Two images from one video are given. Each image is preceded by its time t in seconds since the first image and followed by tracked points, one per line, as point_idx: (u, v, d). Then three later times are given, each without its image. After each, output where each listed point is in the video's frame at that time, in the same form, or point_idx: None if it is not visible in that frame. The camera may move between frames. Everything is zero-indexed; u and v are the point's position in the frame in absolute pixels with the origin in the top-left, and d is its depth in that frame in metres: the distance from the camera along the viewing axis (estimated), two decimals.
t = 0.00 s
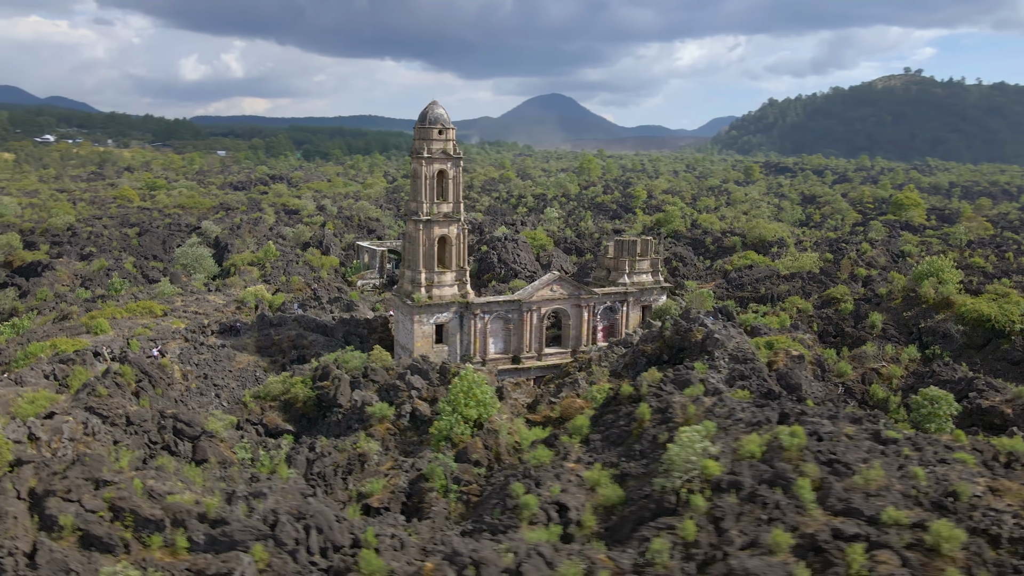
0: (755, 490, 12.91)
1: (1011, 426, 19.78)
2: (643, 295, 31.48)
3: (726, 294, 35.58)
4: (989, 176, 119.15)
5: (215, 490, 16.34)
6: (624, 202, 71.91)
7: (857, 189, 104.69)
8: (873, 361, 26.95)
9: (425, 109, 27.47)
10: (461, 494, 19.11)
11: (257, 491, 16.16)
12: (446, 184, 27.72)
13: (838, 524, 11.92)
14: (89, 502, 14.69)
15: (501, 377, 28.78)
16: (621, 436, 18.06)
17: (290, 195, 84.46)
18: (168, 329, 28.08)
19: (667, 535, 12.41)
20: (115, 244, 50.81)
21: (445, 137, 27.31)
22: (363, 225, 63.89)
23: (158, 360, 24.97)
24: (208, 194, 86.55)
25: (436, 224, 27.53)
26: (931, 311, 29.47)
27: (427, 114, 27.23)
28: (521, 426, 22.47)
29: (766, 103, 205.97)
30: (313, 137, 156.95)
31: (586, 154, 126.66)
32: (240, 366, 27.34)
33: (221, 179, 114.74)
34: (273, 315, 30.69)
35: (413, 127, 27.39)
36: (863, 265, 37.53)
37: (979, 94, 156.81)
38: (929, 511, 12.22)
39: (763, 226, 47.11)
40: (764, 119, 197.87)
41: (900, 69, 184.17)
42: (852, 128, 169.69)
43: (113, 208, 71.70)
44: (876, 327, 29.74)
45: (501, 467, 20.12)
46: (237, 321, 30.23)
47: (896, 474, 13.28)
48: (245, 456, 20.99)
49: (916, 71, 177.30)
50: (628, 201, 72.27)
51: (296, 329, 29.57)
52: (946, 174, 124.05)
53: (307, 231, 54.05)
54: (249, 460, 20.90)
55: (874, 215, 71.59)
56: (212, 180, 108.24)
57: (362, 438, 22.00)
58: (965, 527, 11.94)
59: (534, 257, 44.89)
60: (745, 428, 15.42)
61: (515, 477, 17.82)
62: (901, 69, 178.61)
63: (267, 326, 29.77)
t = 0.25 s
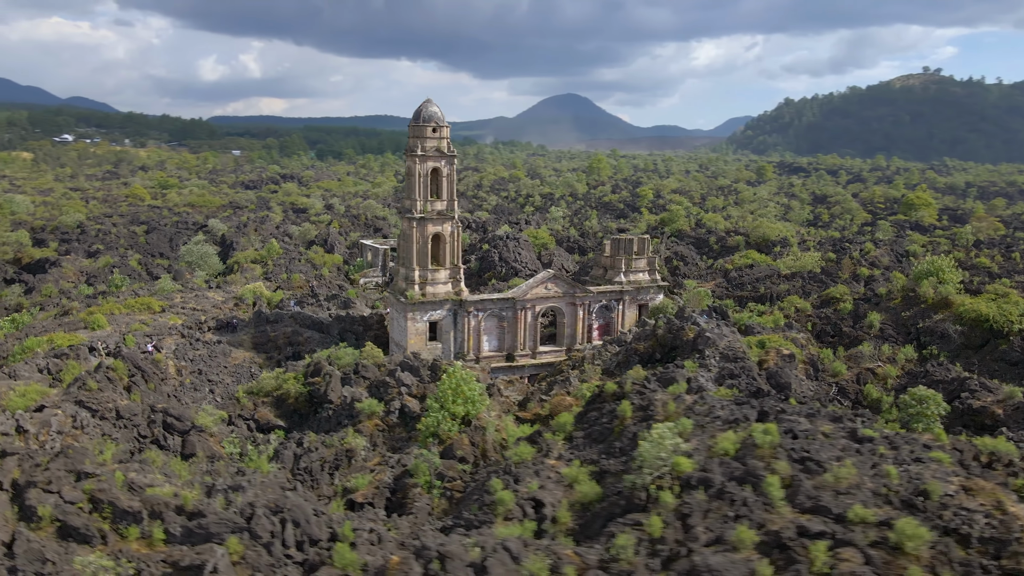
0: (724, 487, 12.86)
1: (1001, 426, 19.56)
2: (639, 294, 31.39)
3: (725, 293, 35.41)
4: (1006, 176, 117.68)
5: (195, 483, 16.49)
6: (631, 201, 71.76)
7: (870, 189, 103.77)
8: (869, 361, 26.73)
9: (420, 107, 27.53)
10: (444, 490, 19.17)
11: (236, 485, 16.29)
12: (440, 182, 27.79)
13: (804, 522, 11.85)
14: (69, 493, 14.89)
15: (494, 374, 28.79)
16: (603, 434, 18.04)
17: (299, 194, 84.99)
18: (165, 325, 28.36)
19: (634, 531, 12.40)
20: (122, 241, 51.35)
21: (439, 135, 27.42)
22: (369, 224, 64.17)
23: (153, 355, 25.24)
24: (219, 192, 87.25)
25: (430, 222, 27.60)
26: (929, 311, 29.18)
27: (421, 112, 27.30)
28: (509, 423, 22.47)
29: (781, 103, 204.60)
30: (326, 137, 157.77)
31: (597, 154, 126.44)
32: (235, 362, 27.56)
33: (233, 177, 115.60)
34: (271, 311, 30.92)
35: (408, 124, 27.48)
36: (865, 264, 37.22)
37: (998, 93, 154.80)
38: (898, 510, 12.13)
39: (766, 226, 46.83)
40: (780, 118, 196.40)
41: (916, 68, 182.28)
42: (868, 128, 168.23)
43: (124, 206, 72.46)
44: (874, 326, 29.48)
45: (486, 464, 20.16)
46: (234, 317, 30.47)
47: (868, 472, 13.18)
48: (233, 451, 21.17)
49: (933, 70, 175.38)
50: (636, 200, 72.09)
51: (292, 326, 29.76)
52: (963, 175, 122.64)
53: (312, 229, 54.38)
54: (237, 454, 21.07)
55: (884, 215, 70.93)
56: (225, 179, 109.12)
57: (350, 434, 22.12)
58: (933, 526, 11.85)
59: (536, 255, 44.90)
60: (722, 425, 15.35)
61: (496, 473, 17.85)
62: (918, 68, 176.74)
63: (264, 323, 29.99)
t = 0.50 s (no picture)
0: (693, 483, 12.83)
1: (991, 427, 19.35)
2: (635, 293, 31.33)
3: (724, 293, 35.25)
4: None
5: (177, 477, 16.66)
6: (639, 200, 71.56)
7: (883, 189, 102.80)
8: (864, 361, 26.50)
9: (414, 106, 27.64)
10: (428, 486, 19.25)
11: (217, 479, 16.45)
12: (434, 180, 27.88)
13: (770, 520, 11.79)
14: (50, 485, 15.10)
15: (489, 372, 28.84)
16: (584, 431, 18.04)
17: (308, 193, 85.52)
18: (162, 321, 28.66)
19: (600, 527, 12.41)
20: (130, 239, 51.89)
21: (433, 133, 27.50)
22: (376, 223, 64.45)
23: (148, 350, 25.52)
24: (230, 191, 87.98)
25: (424, 220, 27.70)
26: (928, 311, 28.88)
27: (416, 111, 27.40)
28: (497, 420, 22.51)
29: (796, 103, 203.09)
30: (339, 136, 158.64)
31: (607, 153, 126.17)
32: (231, 359, 27.80)
33: (246, 176, 116.42)
34: (268, 309, 31.16)
35: (402, 123, 27.59)
36: (867, 264, 36.92)
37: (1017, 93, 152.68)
38: (866, 508, 12.05)
39: (770, 225, 46.56)
40: (797, 118, 194.87)
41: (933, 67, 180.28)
42: (885, 128, 166.51)
43: (135, 205, 73.22)
44: (872, 326, 29.25)
45: (471, 461, 20.22)
46: (232, 314, 30.75)
47: (840, 470, 13.10)
48: (223, 446, 21.37)
49: (951, 70, 173.39)
50: (644, 199, 71.88)
51: (289, 323, 29.97)
52: (980, 175, 121.12)
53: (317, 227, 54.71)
54: (227, 449, 21.27)
55: (895, 216, 70.25)
56: (237, 178, 109.97)
57: (338, 430, 22.25)
58: (900, 525, 11.77)
59: (537, 254, 44.92)
60: (698, 423, 15.30)
61: (477, 470, 17.91)
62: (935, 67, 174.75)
63: (261, 320, 30.23)
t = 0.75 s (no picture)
0: (660, 479, 12.84)
1: (979, 427, 19.17)
2: (632, 292, 31.27)
3: (723, 292, 35.12)
4: None
5: (160, 469, 16.86)
6: (646, 200, 71.33)
7: (897, 189, 101.81)
8: (860, 362, 26.31)
9: (409, 104, 27.71)
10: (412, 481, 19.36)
11: (198, 472, 16.64)
12: (429, 178, 28.01)
13: (734, 517, 11.78)
14: (33, 476, 15.34)
15: (483, 370, 28.91)
16: (565, 428, 18.06)
17: (318, 192, 86.06)
18: (160, 317, 28.99)
19: (566, 523, 12.45)
20: (138, 237, 52.46)
21: (428, 132, 27.59)
22: (382, 222, 64.74)
23: (143, 346, 25.81)
24: (241, 190, 88.70)
25: (418, 217, 27.82)
26: (925, 311, 28.62)
27: (411, 109, 27.44)
28: (485, 417, 22.58)
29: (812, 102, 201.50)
30: (352, 136, 159.46)
31: (618, 153, 125.94)
32: (227, 355, 28.08)
33: (258, 176, 117.24)
34: (265, 305, 31.42)
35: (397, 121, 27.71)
36: (869, 263, 36.62)
37: None
38: (832, 506, 12.01)
39: (774, 225, 46.30)
40: (814, 118, 193.29)
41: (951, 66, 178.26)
42: (903, 128, 164.52)
43: (146, 203, 73.98)
44: (869, 326, 29.03)
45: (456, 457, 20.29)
46: (229, 311, 31.04)
47: (810, 468, 13.06)
48: (213, 440, 21.59)
49: (969, 69, 171.36)
50: (651, 198, 71.65)
51: (285, 319, 30.22)
52: (998, 176, 119.60)
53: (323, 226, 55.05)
54: (216, 444, 21.49)
55: (906, 216, 69.57)
56: (249, 177, 110.83)
57: (327, 425, 22.42)
58: (865, 523, 11.73)
59: (539, 253, 44.98)
60: (674, 420, 15.30)
61: (458, 466, 17.99)
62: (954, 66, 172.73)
63: (258, 317, 30.50)
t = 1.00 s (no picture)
0: (629, 475, 12.86)
1: (968, 427, 18.98)
2: (629, 290, 31.26)
3: (722, 291, 34.98)
4: None
5: (143, 462, 17.08)
6: (655, 199, 71.10)
7: (911, 189, 100.67)
8: (855, 361, 26.11)
9: (405, 102, 27.83)
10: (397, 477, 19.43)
11: (181, 465, 16.84)
12: (424, 176, 28.15)
13: (698, 513, 11.78)
14: (17, 467, 15.61)
15: (477, 368, 29.00)
16: (547, 425, 18.08)
17: (328, 191, 86.58)
18: (159, 313, 29.33)
19: (533, 518, 12.49)
20: (147, 235, 53.07)
21: (423, 130, 27.74)
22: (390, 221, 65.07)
23: (140, 341, 26.14)
24: (252, 189, 89.46)
25: (413, 215, 27.94)
26: (923, 310, 28.36)
27: (406, 107, 27.59)
28: (474, 414, 22.66)
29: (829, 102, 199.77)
30: (367, 136, 160.23)
31: (630, 153, 125.58)
32: (225, 351, 28.37)
33: (271, 175, 118.12)
34: (264, 302, 31.70)
35: (393, 119, 27.85)
36: (871, 263, 36.30)
37: None
38: (798, 504, 11.98)
39: (779, 224, 46.00)
40: (831, 118, 191.65)
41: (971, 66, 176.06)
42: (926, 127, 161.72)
43: (158, 202, 74.77)
44: (866, 326, 28.82)
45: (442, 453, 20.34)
46: (228, 308, 31.35)
47: (780, 466, 13.02)
48: (204, 434, 21.84)
49: (990, 68, 169.01)
50: (660, 197, 71.40)
51: (283, 316, 30.47)
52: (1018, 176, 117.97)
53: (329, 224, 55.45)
54: (207, 438, 21.74)
55: (919, 216, 68.79)
56: (261, 176, 111.66)
57: (317, 421, 22.60)
58: (830, 521, 11.69)
59: (541, 252, 45.02)
60: (650, 417, 15.30)
61: (440, 461, 18.08)
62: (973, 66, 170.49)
63: (256, 314, 30.78)
